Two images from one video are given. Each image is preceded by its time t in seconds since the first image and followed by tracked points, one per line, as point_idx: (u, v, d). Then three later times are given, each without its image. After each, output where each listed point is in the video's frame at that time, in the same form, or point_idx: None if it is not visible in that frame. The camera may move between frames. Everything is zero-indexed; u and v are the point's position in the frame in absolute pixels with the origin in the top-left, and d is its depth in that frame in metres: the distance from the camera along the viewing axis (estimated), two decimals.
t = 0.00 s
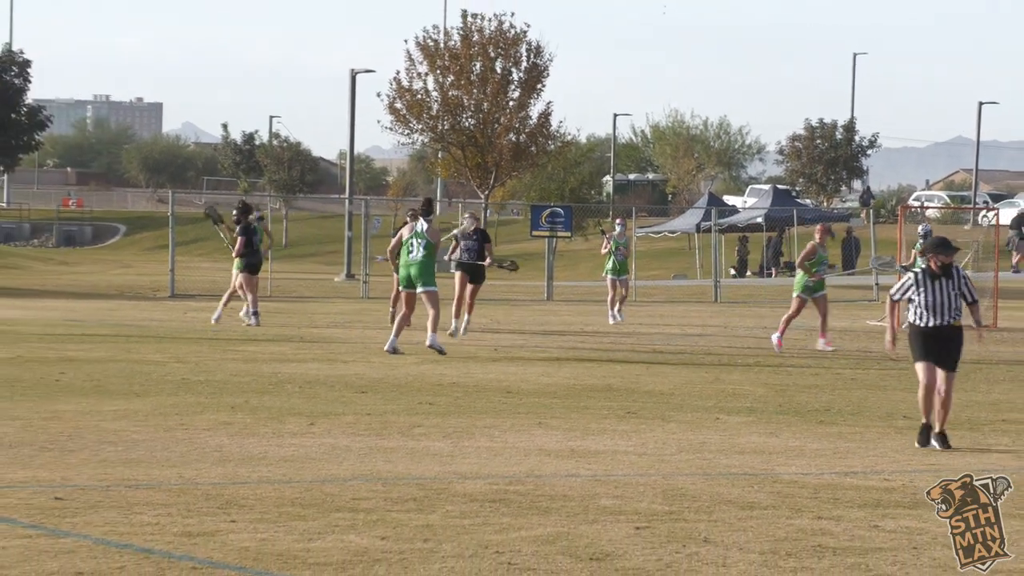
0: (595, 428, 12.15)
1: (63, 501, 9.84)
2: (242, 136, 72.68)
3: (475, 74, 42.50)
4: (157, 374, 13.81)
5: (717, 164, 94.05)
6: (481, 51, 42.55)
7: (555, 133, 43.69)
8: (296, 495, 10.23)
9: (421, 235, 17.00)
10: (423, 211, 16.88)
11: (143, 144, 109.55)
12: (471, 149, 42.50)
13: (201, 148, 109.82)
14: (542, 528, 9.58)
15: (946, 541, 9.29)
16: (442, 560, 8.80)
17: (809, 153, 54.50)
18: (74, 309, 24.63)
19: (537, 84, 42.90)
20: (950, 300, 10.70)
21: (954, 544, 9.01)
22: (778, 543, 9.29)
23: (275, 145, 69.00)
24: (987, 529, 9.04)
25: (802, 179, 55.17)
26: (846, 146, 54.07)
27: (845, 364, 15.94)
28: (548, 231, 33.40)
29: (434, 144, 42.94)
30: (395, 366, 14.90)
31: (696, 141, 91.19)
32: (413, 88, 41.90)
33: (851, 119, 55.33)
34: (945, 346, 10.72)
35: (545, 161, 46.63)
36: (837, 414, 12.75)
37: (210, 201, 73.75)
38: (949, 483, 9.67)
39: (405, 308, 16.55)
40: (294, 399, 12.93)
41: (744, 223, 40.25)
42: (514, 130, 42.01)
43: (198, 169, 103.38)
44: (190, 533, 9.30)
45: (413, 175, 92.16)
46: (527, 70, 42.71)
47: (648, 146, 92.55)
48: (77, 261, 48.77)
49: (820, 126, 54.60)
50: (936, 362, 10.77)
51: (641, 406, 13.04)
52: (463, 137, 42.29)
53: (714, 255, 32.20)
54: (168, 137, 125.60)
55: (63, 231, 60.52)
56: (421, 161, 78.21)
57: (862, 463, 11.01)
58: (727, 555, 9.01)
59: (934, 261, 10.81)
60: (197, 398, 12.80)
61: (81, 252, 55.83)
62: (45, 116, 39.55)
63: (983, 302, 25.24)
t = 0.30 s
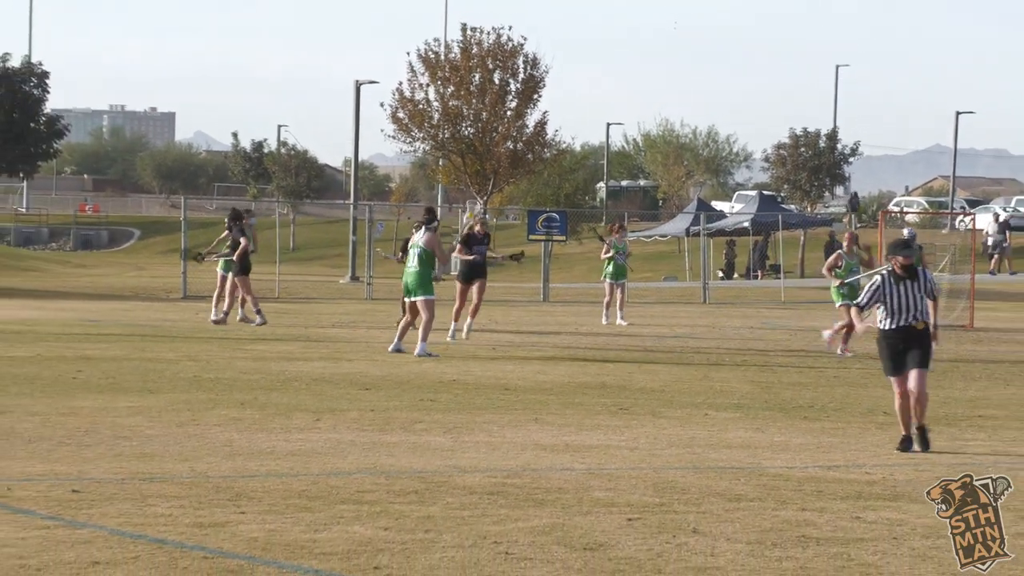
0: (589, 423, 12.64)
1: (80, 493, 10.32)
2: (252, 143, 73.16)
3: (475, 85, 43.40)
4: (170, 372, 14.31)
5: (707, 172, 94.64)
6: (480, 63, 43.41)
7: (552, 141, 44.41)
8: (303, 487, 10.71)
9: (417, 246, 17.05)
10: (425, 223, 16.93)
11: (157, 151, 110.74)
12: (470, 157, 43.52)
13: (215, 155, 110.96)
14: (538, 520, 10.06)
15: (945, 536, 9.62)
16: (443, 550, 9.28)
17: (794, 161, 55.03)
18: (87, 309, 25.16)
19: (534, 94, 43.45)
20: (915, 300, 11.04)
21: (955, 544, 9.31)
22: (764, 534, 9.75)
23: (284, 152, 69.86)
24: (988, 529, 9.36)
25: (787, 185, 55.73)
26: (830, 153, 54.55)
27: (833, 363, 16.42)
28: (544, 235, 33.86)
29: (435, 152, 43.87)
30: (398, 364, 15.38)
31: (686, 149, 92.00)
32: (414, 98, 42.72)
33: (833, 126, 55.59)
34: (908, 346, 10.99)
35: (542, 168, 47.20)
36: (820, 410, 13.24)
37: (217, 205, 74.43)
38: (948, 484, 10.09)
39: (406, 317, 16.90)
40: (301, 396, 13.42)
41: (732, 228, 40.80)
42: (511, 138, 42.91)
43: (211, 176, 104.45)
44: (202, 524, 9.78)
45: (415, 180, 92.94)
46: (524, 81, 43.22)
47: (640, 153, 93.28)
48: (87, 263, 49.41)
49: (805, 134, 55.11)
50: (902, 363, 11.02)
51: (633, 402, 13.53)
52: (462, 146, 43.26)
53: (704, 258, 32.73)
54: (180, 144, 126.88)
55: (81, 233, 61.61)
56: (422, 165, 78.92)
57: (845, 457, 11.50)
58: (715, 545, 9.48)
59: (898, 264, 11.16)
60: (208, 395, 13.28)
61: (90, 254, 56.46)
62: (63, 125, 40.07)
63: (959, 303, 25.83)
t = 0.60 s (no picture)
0: (585, 421, 12.94)
1: (89, 490, 10.61)
2: (257, 149, 73.50)
3: (474, 92, 43.74)
4: (177, 371, 14.61)
5: (701, 176, 95.01)
6: (479, 70, 43.73)
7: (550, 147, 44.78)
8: (307, 484, 11.00)
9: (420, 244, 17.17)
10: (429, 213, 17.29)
11: (163, 156, 111.44)
12: (470, 162, 43.86)
13: (220, 161, 111.65)
14: (535, 515, 10.34)
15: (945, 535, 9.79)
16: (443, 545, 9.56)
17: (784, 165, 55.39)
18: (95, 309, 25.52)
19: (532, 100, 43.79)
20: (893, 307, 10.92)
21: (955, 543, 9.43)
22: (755, 528, 10.04)
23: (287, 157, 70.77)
24: (988, 529, 9.49)
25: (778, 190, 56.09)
26: (819, 158, 54.87)
27: (826, 362, 16.72)
28: (542, 238, 34.14)
29: (435, 157, 44.16)
30: (399, 363, 15.68)
31: (680, 154, 92.51)
32: (414, 104, 43.07)
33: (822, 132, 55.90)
34: (884, 354, 10.90)
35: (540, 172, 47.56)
36: (811, 407, 13.54)
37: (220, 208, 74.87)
38: (949, 485, 10.26)
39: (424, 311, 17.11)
40: (305, 394, 13.70)
41: (724, 230, 41.14)
42: (510, 143, 43.28)
43: (217, 180, 105.18)
44: (208, 519, 10.06)
45: (416, 184, 93.37)
46: (522, 87, 43.57)
47: (636, 158, 93.73)
48: (94, 265, 49.82)
49: (795, 139, 55.39)
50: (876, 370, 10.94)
51: (628, 400, 13.82)
52: (462, 151, 43.58)
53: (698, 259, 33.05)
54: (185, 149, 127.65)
55: (90, 237, 62.16)
56: (423, 170, 79.42)
57: (834, 454, 11.80)
58: (708, 539, 9.76)
59: (878, 268, 10.99)
60: (214, 393, 13.57)
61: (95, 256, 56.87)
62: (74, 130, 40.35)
63: (942, 306, 26.18)
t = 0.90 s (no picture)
0: (584, 422, 12.93)
1: (86, 491, 10.60)
2: (254, 150, 73.51)
3: (472, 93, 43.74)
4: (175, 372, 14.61)
5: (699, 177, 95.06)
6: (477, 71, 43.71)
7: (548, 147, 44.79)
8: (305, 485, 11.00)
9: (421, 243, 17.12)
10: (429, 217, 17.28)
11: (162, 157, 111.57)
12: (467, 162, 43.85)
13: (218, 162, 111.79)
14: (533, 516, 10.34)
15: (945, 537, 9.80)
16: (441, 546, 9.56)
17: (783, 166, 55.37)
18: (94, 311, 25.55)
19: (530, 101, 43.74)
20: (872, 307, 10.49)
21: (955, 543, 9.43)
22: (754, 529, 10.04)
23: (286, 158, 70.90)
24: (987, 529, 9.49)
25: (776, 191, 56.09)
26: (818, 158, 54.87)
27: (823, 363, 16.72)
28: (540, 239, 34.14)
29: (433, 158, 44.14)
30: (398, 365, 15.69)
31: (677, 155, 92.45)
32: (413, 105, 43.06)
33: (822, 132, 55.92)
34: (868, 356, 10.44)
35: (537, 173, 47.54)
36: (808, 409, 13.55)
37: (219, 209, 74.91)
38: (949, 485, 10.28)
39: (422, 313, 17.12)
40: (303, 395, 13.70)
41: (722, 233, 40.92)
42: (508, 144, 43.40)
43: (215, 181, 105.38)
44: (205, 520, 10.07)
45: (414, 185, 93.41)
46: (520, 88, 43.57)
47: (633, 159, 93.73)
48: (95, 266, 49.90)
49: (793, 139, 55.35)
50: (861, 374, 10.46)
51: (627, 402, 13.81)
52: (460, 151, 43.55)
53: (695, 260, 33.07)
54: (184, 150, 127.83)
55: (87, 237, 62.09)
56: (422, 171, 79.45)
57: (832, 455, 11.81)
58: (706, 541, 9.76)
59: (853, 269, 10.64)
60: (213, 394, 13.57)
61: (95, 257, 56.93)
62: (71, 131, 40.43)
63: (942, 307, 26.18)
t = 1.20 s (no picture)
0: (576, 424, 12.93)
1: (79, 493, 10.59)
2: (247, 152, 73.51)
3: (465, 94, 43.77)
4: (167, 374, 14.60)
5: (692, 180, 95.31)
6: (470, 73, 43.73)
7: (541, 149, 44.83)
8: (298, 487, 10.99)
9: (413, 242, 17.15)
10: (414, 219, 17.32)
11: (155, 159, 111.68)
12: (460, 164, 43.86)
13: (211, 164, 111.98)
14: (526, 518, 10.34)
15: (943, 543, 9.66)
16: (434, 548, 9.56)
17: (775, 168, 55.41)
18: (87, 313, 25.54)
19: (523, 104, 43.77)
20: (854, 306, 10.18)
21: (954, 544, 9.32)
22: (746, 531, 10.04)
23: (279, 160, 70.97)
24: (987, 529, 9.32)
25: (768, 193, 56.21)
26: (810, 161, 54.98)
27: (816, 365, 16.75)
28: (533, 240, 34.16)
29: (426, 159, 44.14)
30: (390, 366, 15.69)
31: (671, 157, 92.41)
32: (406, 107, 43.09)
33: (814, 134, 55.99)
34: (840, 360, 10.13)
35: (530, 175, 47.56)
36: (801, 411, 13.55)
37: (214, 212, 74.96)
38: (949, 484, 9.98)
39: (414, 314, 17.14)
40: (295, 397, 13.69)
41: (715, 234, 41.02)
42: (501, 146, 43.50)
43: (208, 183, 105.59)
44: (197, 523, 10.05)
45: (407, 187, 93.36)
46: (513, 90, 43.60)
47: (626, 161, 93.73)
48: (87, 268, 49.84)
49: (785, 142, 55.46)
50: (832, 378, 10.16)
51: (620, 404, 13.82)
52: (453, 153, 43.55)
53: (687, 262, 33.08)
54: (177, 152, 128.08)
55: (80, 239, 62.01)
56: (414, 172, 79.48)
57: (824, 458, 11.83)
58: (699, 543, 9.76)
59: (839, 265, 10.29)
60: (205, 396, 13.57)
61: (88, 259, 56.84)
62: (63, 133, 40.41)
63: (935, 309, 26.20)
